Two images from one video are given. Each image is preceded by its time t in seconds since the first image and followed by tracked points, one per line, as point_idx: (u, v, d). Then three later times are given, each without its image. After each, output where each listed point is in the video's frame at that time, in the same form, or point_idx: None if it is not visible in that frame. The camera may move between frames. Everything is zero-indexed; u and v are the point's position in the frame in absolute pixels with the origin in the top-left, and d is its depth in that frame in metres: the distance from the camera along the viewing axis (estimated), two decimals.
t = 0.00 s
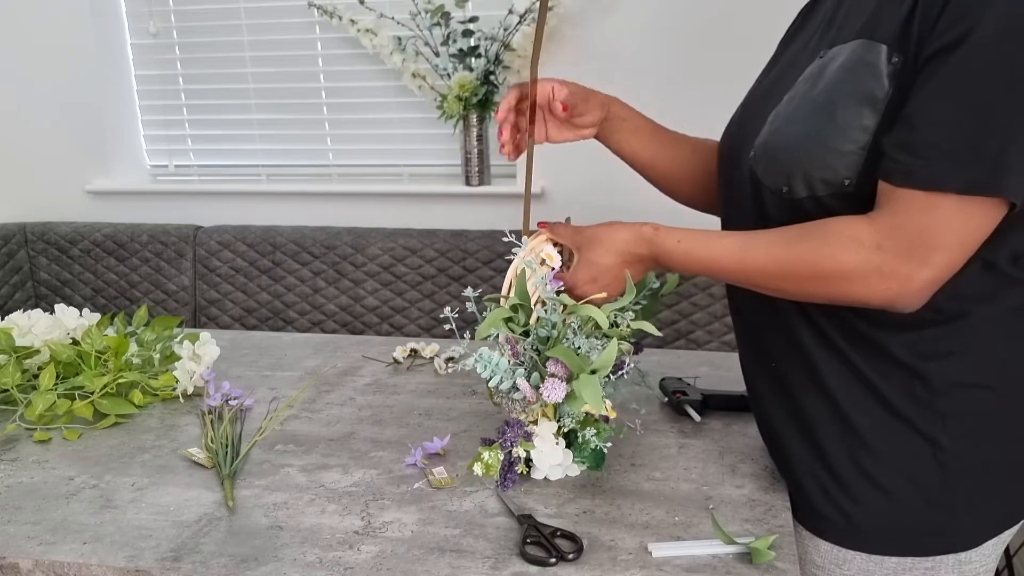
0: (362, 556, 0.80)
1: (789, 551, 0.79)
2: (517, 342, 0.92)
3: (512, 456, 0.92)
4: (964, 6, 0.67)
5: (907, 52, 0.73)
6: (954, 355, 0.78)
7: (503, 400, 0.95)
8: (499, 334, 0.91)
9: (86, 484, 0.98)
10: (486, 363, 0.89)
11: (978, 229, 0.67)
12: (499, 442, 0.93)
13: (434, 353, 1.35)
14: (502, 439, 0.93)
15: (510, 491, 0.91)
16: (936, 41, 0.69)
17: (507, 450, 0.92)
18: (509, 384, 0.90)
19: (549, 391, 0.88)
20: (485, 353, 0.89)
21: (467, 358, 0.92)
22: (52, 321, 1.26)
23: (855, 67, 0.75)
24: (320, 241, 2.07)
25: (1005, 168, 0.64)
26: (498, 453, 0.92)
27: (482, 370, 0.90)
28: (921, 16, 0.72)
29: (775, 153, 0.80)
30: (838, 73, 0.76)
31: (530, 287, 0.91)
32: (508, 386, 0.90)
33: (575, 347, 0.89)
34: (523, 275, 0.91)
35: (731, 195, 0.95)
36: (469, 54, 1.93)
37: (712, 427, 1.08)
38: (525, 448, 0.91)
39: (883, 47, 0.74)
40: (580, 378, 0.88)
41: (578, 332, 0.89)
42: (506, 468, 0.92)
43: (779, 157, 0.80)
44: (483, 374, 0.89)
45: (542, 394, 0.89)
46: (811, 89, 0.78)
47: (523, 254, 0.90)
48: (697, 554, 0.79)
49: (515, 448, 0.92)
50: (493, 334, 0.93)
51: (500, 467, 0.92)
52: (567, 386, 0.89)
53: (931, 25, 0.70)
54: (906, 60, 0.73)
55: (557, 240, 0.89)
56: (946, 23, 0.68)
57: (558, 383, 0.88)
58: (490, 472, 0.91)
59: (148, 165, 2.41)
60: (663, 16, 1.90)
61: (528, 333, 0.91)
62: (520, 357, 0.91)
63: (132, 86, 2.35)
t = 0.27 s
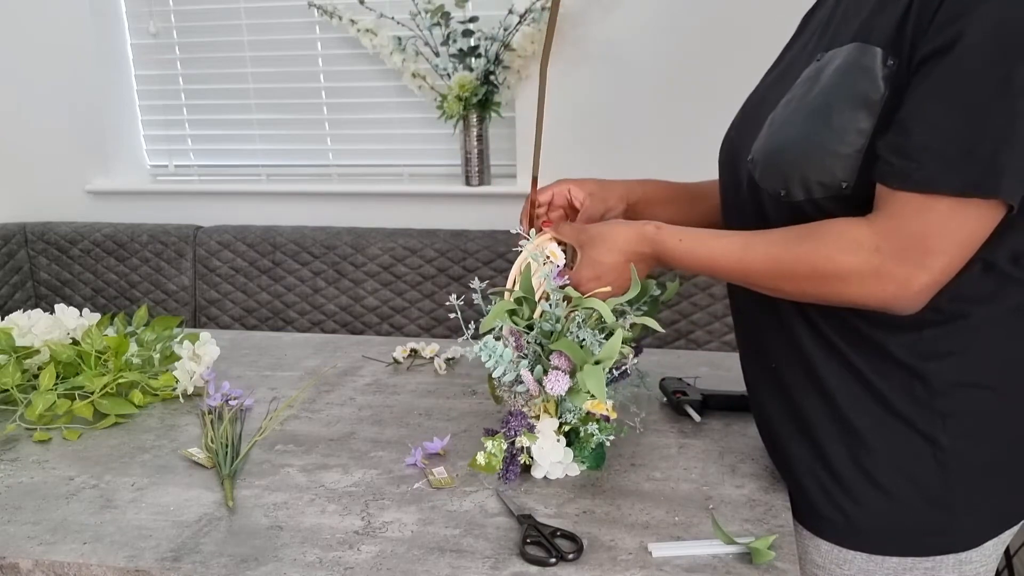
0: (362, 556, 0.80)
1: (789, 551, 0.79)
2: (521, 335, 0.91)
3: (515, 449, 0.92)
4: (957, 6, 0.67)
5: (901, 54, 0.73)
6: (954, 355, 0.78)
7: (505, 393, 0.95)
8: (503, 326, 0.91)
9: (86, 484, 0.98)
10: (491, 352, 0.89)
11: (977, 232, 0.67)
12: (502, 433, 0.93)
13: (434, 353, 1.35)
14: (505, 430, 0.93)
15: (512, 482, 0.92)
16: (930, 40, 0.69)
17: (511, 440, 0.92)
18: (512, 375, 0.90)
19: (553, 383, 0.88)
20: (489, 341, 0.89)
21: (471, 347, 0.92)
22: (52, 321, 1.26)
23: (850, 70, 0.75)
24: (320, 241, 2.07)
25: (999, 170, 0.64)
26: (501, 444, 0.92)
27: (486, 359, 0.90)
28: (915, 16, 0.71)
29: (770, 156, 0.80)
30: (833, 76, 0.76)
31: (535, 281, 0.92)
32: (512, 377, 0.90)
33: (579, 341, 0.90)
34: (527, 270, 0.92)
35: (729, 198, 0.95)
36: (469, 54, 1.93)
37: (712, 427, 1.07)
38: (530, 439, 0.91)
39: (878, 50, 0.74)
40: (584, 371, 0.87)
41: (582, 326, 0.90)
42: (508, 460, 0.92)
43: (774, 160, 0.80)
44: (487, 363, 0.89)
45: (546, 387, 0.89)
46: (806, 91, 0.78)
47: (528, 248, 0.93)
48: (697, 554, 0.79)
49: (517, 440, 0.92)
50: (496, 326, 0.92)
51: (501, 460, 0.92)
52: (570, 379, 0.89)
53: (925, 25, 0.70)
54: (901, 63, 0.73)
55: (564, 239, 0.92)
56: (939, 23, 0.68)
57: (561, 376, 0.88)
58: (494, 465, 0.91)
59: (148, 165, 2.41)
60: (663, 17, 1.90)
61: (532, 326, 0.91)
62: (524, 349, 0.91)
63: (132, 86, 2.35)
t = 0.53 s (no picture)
0: (362, 556, 0.80)
1: (789, 551, 0.79)
2: (521, 335, 0.91)
3: (515, 450, 0.92)
4: (957, 5, 0.67)
5: (901, 54, 0.73)
6: (954, 355, 0.78)
7: (505, 394, 0.95)
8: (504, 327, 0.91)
9: (86, 484, 0.98)
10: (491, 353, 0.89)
11: (977, 231, 0.67)
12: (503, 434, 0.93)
13: (434, 353, 1.35)
14: (506, 430, 0.93)
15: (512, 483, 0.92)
16: (930, 40, 0.69)
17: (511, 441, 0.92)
18: (512, 376, 0.90)
19: (553, 384, 0.88)
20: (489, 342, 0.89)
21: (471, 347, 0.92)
22: (52, 321, 1.26)
23: (849, 70, 0.75)
24: (320, 241, 2.07)
25: (999, 168, 0.64)
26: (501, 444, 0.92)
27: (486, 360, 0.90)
28: (914, 16, 0.71)
29: (771, 157, 0.80)
30: (833, 76, 0.76)
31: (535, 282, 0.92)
32: (512, 378, 0.90)
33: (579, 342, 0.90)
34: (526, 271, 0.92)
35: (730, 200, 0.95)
36: (469, 54, 1.93)
37: (712, 427, 1.08)
38: (530, 440, 0.91)
39: (877, 49, 0.74)
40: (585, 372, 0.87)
41: (582, 327, 0.90)
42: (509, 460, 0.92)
43: (774, 161, 0.80)
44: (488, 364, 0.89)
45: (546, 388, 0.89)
46: (806, 92, 0.78)
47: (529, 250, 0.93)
48: (696, 554, 0.79)
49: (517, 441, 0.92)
50: (497, 327, 0.92)
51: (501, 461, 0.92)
52: (570, 379, 0.89)
53: (924, 25, 0.70)
54: (901, 63, 0.73)
55: (563, 239, 0.92)
56: (939, 23, 0.68)
57: (562, 376, 0.88)
58: (495, 466, 0.92)
59: (148, 165, 2.41)
60: (663, 17, 1.89)
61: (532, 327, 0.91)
62: (524, 350, 0.91)
63: (132, 86, 2.35)
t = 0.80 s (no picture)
0: (362, 556, 0.80)
1: (789, 551, 0.79)
2: (522, 334, 0.91)
3: (515, 449, 0.92)
4: (955, 4, 0.67)
5: (900, 54, 0.73)
6: (955, 354, 0.78)
7: (506, 393, 0.95)
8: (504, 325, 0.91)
9: (86, 484, 0.98)
10: (492, 350, 0.90)
11: (975, 230, 0.67)
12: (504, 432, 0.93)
13: (434, 353, 1.35)
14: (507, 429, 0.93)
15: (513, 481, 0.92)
16: (930, 38, 0.69)
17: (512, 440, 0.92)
18: (514, 373, 0.90)
19: (555, 381, 0.88)
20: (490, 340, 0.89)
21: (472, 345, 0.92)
22: (52, 321, 1.26)
23: (849, 70, 0.75)
24: (320, 241, 2.07)
25: (997, 167, 0.64)
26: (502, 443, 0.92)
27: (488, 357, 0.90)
28: (914, 15, 0.71)
29: (771, 157, 0.80)
30: (833, 76, 0.76)
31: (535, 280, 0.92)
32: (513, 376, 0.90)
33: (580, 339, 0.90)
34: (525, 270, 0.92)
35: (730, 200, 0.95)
36: (469, 54, 1.93)
37: (712, 427, 1.07)
38: (531, 438, 0.91)
39: (877, 49, 0.74)
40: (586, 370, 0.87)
41: (583, 324, 0.90)
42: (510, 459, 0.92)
43: (774, 161, 0.80)
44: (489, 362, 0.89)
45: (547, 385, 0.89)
46: (806, 93, 0.79)
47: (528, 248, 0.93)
48: (697, 554, 0.79)
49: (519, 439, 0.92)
50: (496, 326, 0.92)
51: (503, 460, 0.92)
52: (571, 377, 0.89)
53: (923, 24, 0.70)
54: (901, 62, 0.73)
55: (563, 238, 0.93)
56: (939, 22, 0.68)
57: (563, 374, 0.88)
58: (495, 465, 0.91)
59: (148, 165, 2.41)
60: (663, 16, 1.89)
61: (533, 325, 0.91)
62: (525, 348, 0.91)
63: (132, 86, 2.35)
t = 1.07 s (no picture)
0: (362, 556, 0.80)
1: (789, 551, 0.79)
2: (521, 334, 0.91)
3: (515, 449, 0.92)
4: (954, 4, 0.67)
5: (900, 53, 0.73)
6: (955, 354, 0.78)
7: (506, 393, 0.95)
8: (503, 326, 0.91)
9: (86, 484, 0.98)
10: (491, 350, 0.89)
11: (974, 229, 0.67)
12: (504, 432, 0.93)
13: (434, 353, 1.35)
14: (507, 429, 0.93)
15: (513, 481, 0.92)
16: (929, 38, 0.68)
17: (512, 440, 0.93)
18: (513, 374, 0.90)
19: (553, 381, 0.87)
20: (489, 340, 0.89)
21: (471, 345, 0.92)
22: (52, 321, 1.25)
23: (848, 70, 0.75)
24: (320, 241, 2.07)
25: (995, 167, 0.64)
26: (502, 443, 0.92)
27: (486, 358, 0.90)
28: (913, 15, 0.71)
29: (770, 156, 0.80)
30: (832, 76, 0.76)
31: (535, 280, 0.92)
32: (512, 376, 0.90)
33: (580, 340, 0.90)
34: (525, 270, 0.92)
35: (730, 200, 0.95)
36: (469, 54, 1.94)
37: (712, 427, 1.07)
38: (530, 439, 0.92)
39: (876, 49, 0.74)
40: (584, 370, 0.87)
41: (583, 324, 0.90)
42: (510, 459, 0.92)
43: (774, 161, 0.80)
44: (488, 362, 0.89)
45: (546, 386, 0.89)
46: (805, 92, 0.78)
47: (529, 249, 0.93)
48: (697, 554, 0.79)
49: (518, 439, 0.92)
50: (496, 326, 0.92)
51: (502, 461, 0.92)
52: (570, 377, 0.89)
53: (923, 24, 0.70)
54: (900, 61, 0.73)
55: (563, 239, 0.93)
56: (938, 21, 0.68)
57: (562, 374, 0.88)
58: (495, 466, 0.91)
59: (148, 165, 2.41)
60: (663, 16, 1.89)
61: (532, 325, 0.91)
62: (524, 348, 0.91)
63: (131, 86, 2.35)
